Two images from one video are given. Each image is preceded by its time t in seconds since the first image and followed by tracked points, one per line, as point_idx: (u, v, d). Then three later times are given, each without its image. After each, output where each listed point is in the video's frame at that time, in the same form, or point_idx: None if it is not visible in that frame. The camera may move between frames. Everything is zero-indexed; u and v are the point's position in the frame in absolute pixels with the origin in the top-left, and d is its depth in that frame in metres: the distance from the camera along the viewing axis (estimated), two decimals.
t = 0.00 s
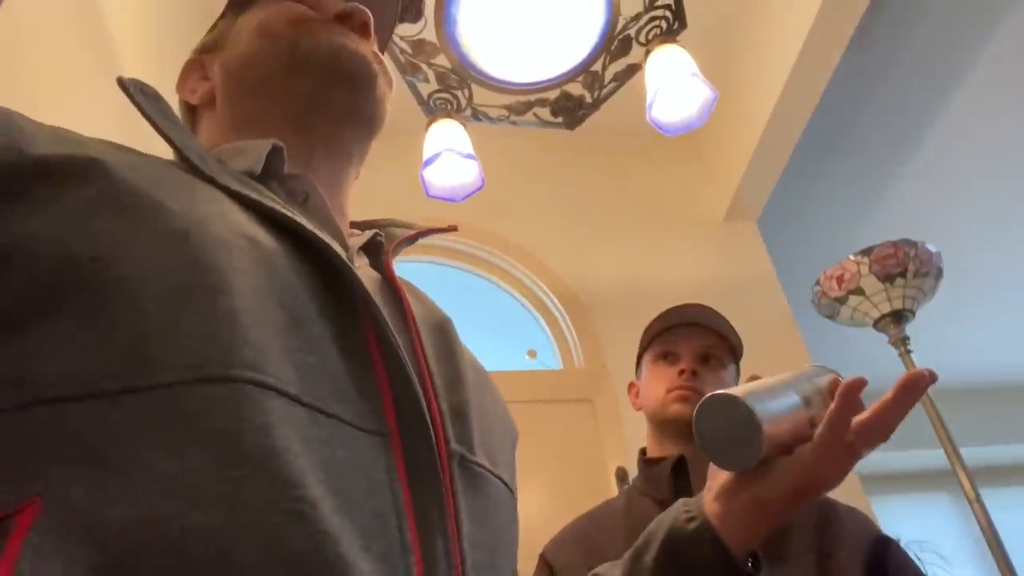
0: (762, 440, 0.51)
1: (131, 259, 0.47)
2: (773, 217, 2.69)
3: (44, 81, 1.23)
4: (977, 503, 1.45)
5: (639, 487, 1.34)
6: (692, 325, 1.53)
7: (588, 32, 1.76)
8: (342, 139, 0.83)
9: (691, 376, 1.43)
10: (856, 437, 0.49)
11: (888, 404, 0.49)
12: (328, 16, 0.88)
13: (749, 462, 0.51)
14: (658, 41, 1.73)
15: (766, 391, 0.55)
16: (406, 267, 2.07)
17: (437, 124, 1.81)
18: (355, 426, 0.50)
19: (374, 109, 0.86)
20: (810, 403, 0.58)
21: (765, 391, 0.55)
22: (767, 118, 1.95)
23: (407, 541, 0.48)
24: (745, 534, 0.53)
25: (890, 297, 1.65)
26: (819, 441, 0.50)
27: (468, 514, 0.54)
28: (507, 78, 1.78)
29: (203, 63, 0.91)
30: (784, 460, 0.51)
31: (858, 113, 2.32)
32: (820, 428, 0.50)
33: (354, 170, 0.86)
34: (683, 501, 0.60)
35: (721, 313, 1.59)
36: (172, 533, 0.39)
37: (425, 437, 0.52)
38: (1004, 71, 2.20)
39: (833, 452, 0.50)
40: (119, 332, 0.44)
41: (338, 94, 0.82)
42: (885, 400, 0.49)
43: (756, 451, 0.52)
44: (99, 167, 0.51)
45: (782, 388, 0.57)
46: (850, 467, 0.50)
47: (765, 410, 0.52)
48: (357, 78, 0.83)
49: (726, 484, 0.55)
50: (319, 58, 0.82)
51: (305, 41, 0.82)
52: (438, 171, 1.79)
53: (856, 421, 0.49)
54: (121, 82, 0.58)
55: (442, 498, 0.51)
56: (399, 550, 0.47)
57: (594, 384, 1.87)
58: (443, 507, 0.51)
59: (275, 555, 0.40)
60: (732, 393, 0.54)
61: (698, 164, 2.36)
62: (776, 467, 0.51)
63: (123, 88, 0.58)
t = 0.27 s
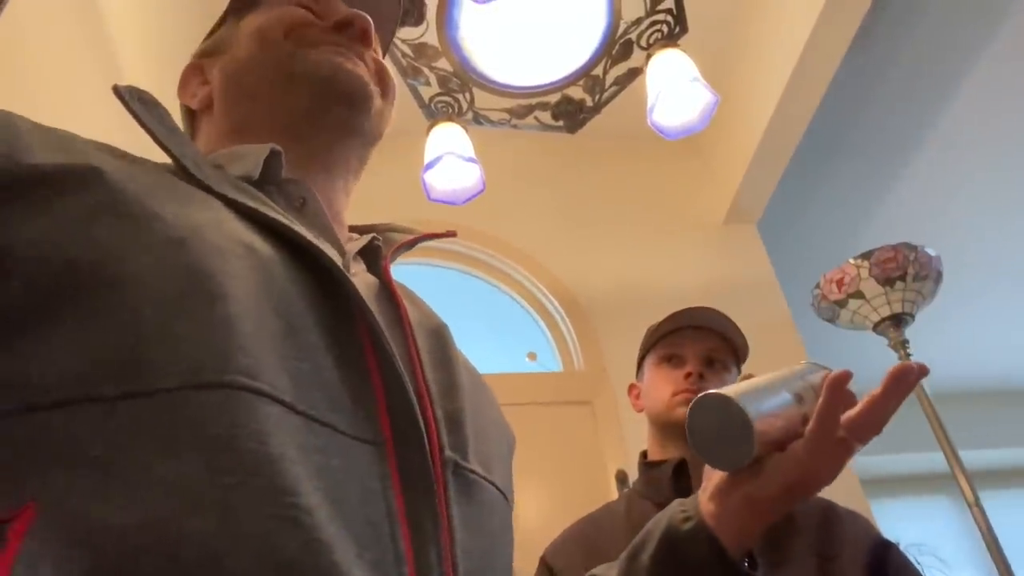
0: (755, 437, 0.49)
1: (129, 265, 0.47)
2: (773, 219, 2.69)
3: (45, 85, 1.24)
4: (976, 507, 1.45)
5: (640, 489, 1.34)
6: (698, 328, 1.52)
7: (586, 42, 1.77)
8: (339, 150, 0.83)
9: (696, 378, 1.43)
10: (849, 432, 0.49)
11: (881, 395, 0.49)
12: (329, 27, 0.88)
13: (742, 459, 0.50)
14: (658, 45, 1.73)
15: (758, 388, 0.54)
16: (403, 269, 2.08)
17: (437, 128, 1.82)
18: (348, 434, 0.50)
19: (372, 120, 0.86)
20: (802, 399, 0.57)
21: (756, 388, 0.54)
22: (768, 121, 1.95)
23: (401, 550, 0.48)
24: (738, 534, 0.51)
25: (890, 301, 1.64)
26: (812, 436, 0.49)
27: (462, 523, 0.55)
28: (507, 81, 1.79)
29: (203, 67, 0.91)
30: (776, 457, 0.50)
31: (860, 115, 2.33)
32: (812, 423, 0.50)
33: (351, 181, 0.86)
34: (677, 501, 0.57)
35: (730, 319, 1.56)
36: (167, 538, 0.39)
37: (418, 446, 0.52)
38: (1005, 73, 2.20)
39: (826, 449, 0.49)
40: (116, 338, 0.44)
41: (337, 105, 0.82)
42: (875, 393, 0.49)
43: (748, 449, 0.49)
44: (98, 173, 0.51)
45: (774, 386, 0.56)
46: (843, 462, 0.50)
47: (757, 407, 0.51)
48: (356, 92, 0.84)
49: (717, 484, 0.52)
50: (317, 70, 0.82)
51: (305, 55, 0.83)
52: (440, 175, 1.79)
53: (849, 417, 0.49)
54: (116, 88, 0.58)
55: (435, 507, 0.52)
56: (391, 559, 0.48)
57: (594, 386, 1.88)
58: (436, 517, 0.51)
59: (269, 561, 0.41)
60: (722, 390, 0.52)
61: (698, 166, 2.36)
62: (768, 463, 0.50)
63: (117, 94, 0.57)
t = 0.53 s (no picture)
0: (753, 417, 0.53)
1: (128, 268, 0.47)
2: (775, 220, 2.69)
3: (48, 88, 1.24)
4: (979, 510, 1.44)
5: (642, 492, 1.35)
6: (702, 330, 1.51)
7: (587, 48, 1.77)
8: (342, 155, 0.83)
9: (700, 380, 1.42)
10: (843, 407, 0.53)
11: (869, 370, 0.53)
12: (334, 30, 0.88)
13: (741, 438, 0.53)
14: (661, 48, 1.73)
15: (753, 368, 0.58)
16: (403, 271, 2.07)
17: (438, 130, 1.84)
18: (344, 439, 0.50)
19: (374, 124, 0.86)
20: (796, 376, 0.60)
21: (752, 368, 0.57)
22: (769, 124, 1.95)
23: (394, 556, 0.48)
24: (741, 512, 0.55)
25: (891, 303, 1.64)
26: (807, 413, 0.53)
27: (456, 529, 0.55)
28: (509, 83, 1.78)
29: (207, 67, 0.91)
30: (773, 436, 0.54)
31: (861, 116, 2.32)
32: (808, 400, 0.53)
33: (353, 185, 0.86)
34: (681, 484, 0.60)
35: (731, 323, 1.53)
36: (164, 540, 0.39)
37: (413, 451, 0.52)
38: (1008, 75, 2.20)
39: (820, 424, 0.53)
40: (115, 340, 0.44)
41: (340, 109, 0.82)
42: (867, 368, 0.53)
43: (746, 428, 0.53)
44: (98, 177, 0.52)
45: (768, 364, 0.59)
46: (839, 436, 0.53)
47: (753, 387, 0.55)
48: (361, 98, 0.83)
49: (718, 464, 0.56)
50: (320, 74, 0.82)
51: (308, 58, 0.83)
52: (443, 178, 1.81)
53: (842, 391, 0.53)
54: (117, 87, 0.58)
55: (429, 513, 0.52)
56: (386, 565, 0.48)
57: (596, 389, 1.88)
58: (430, 522, 0.51)
59: (266, 564, 0.41)
60: (717, 372, 0.56)
61: (700, 168, 2.36)
62: (766, 442, 0.54)
63: (120, 92, 0.58)
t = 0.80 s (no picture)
0: (754, 416, 0.54)
1: (127, 274, 0.47)
2: (778, 221, 2.68)
3: (51, 94, 1.24)
4: (985, 509, 1.44)
5: (648, 494, 1.34)
6: (705, 330, 1.51)
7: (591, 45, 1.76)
8: (346, 157, 0.83)
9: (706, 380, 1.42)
10: (846, 404, 0.54)
11: (870, 367, 0.54)
12: (339, 32, 0.89)
13: (744, 437, 0.55)
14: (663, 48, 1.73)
15: (754, 364, 0.58)
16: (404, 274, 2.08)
17: (441, 133, 1.87)
18: (344, 444, 0.50)
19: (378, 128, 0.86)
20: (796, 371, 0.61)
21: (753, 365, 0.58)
22: (772, 124, 1.94)
23: (395, 561, 0.48)
24: (743, 509, 0.57)
25: (897, 303, 1.64)
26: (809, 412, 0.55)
27: (458, 533, 0.54)
28: (511, 84, 1.77)
29: (213, 69, 0.92)
30: (775, 435, 0.55)
31: (864, 115, 2.32)
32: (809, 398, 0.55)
33: (357, 187, 0.86)
34: (680, 483, 0.62)
35: (730, 318, 1.54)
36: (162, 548, 0.39)
37: (413, 456, 0.52)
38: (1011, 72, 2.19)
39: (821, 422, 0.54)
40: (114, 346, 0.44)
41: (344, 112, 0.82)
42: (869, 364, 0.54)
43: (747, 426, 0.54)
44: (98, 183, 0.52)
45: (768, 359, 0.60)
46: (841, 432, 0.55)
47: (756, 386, 0.55)
48: (366, 101, 0.83)
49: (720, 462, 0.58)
50: (325, 78, 0.82)
51: (313, 62, 0.83)
52: (446, 180, 1.81)
53: (844, 389, 0.54)
54: (117, 91, 0.58)
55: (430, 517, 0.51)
56: (386, 571, 0.48)
57: (600, 390, 1.87)
58: (429, 528, 0.51)
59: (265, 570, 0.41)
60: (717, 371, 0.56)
61: (703, 169, 2.36)
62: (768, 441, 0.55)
63: (119, 97, 0.58)
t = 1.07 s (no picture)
0: (762, 415, 0.50)
1: (125, 268, 0.47)
2: (780, 219, 2.67)
3: (54, 100, 1.24)
4: (994, 504, 1.43)
5: (656, 492, 1.34)
6: (710, 329, 1.50)
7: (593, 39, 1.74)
8: (342, 155, 0.83)
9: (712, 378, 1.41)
10: (873, 407, 0.47)
11: (909, 365, 0.46)
12: (326, 31, 0.89)
13: (753, 433, 0.51)
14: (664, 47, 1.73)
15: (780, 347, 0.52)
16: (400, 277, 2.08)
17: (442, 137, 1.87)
18: (346, 440, 0.50)
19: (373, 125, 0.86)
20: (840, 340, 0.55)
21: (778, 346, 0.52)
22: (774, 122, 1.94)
23: (396, 559, 0.48)
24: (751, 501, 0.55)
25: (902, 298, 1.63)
26: (825, 415, 0.48)
27: (461, 529, 0.54)
28: (511, 86, 1.76)
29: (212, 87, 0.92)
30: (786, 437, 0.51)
31: (866, 114, 2.31)
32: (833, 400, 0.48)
33: (357, 186, 0.85)
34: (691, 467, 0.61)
35: (742, 318, 1.53)
36: (162, 544, 0.38)
37: (415, 452, 0.52)
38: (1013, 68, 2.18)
39: (839, 427, 0.48)
40: (112, 341, 0.44)
41: (335, 107, 0.82)
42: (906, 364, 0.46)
43: (756, 423, 0.50)
44: (99, 179, 0.51)
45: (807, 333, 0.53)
46: (867, 434, 0.49)
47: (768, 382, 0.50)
48: (352, 93, 0.84)
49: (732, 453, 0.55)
50: (314, 75, 0.82)
51: (302, 62, 0.84)
52: (448, 181, 1.80)
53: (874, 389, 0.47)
54: (122, 92, 0.58)
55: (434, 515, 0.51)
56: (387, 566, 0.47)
57: (605, 390, 1.87)
58: (432, 521, 0.50)
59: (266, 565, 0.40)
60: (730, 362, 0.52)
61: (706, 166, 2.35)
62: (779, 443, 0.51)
63: (124, 97, 0.58)
